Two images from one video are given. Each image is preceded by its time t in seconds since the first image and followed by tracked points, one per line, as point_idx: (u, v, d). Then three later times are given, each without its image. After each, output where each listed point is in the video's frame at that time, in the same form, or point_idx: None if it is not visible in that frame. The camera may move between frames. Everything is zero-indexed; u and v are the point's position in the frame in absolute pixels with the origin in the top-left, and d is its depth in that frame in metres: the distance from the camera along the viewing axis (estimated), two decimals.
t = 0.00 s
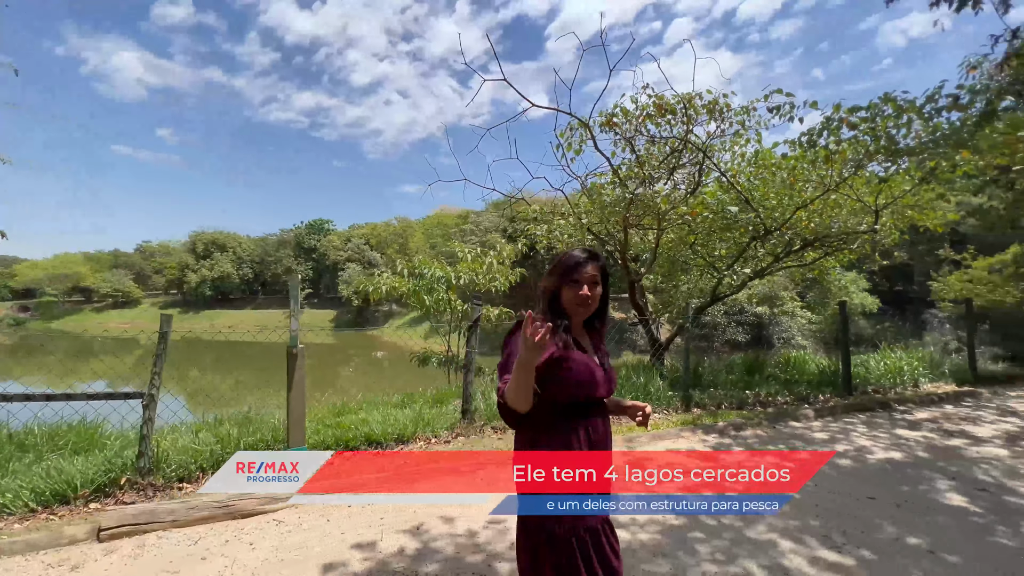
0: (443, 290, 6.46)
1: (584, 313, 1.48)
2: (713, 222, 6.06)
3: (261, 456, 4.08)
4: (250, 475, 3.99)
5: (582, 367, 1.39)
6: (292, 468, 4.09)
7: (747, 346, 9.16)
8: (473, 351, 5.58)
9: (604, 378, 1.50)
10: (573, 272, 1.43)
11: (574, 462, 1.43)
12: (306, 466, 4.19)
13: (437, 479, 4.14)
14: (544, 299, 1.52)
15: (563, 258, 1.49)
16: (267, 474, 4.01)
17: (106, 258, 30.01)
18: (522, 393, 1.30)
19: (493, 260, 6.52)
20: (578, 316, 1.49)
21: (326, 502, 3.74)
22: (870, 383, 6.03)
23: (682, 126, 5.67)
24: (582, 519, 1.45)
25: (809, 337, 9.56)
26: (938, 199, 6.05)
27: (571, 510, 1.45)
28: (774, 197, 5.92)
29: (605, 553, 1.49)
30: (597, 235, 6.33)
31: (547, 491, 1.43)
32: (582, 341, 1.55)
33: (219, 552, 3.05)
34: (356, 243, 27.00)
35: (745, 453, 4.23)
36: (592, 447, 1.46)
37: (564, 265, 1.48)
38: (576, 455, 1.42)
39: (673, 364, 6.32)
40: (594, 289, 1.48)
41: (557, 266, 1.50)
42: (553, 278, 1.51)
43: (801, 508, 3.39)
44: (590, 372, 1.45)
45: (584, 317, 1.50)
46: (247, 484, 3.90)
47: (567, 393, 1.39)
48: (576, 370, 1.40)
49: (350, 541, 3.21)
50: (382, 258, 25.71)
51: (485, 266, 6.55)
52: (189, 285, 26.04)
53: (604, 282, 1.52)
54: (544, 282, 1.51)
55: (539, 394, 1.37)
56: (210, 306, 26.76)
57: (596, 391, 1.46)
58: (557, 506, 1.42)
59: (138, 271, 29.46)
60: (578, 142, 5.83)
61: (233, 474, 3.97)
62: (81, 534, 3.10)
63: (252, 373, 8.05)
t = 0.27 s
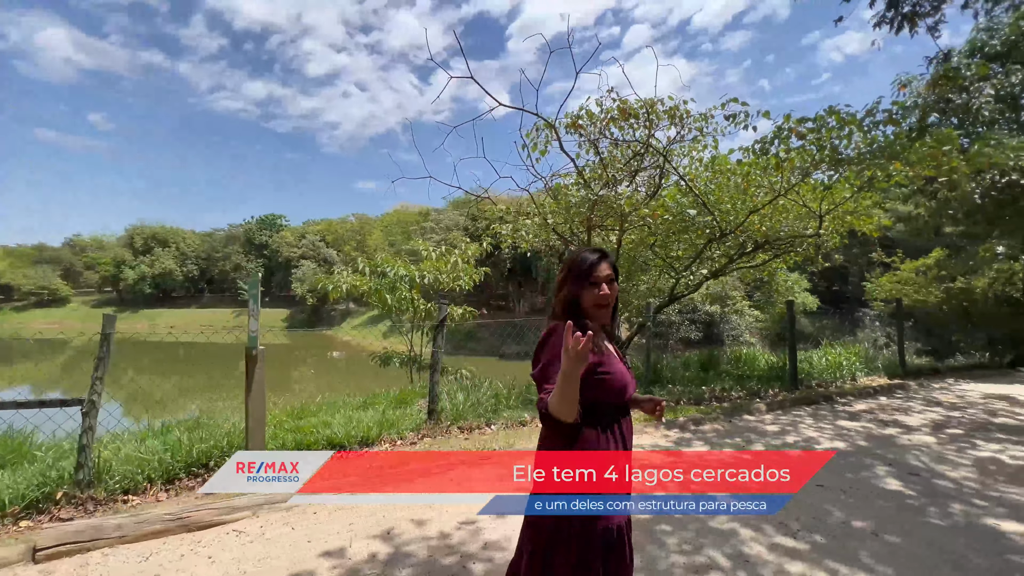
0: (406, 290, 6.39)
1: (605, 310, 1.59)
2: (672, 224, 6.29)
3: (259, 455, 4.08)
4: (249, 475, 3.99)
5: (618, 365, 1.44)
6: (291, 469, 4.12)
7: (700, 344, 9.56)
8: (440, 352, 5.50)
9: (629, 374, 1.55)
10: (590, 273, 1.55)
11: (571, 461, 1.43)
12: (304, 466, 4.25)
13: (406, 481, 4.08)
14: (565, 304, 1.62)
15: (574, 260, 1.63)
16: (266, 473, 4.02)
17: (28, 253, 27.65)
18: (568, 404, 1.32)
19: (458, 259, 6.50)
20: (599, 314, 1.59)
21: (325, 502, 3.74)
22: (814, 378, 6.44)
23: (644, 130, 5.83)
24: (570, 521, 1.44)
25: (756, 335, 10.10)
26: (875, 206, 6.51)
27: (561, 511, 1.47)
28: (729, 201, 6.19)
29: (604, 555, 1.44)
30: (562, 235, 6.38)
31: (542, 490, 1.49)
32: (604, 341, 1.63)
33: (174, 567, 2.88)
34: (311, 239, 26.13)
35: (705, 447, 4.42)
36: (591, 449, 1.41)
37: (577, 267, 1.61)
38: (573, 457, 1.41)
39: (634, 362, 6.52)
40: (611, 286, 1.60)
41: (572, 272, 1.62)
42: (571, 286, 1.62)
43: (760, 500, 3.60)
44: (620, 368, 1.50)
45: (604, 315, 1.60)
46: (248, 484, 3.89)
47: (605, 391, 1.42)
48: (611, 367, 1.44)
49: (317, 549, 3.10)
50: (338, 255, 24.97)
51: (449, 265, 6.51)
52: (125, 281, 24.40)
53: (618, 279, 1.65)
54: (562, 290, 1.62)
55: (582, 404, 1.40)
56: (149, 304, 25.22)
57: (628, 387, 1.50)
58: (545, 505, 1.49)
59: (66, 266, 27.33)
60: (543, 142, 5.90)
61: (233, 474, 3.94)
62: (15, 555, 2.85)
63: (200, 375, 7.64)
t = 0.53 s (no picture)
0: (366, 288, 6.25)
1: (606, 305, 1.80)
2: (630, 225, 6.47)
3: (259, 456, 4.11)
4: (250, 475, 3.99)
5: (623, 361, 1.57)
6: (291, 469, 4.14)
7: (654, 341, 9.90)
8: (400, 351, 5.39)
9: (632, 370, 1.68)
10: (594, 271, 1.76)
11: (571, 463, 1.54)
12: (305, 466, 4.26)
13: (369, 486, 3.99)
14: (571, 300, 1.83)
15: (578, 260, 1.83)
16: (266, 474, 4.05)
17: None
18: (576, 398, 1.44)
19: (419, 257, 6.43)
20: (602, 310, 1.79)
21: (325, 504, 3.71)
22: (760, 372, 6.80)
23: (604, 132, 5.95)
24: (570, 520, 1.57)
25: (706, 332, 10.56)
26: (815, 211, 6.93)
27: (561, 510, 1.60)
28: (683, 204, 6.42)
29: (604, 546, 1.59)
30: (524, 233, 6.41)
31: (543, 490, 1.62)
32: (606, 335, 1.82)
33: None
34: (260, 235, 25.03)
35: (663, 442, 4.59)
36: (589, 450, 1.53)
37: (581, 266, 1.81)
38: (573, 457, 1.52)
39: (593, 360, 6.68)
40: (612, 283, 1.81)
41: (577, 271, 1.82)
42: (575, 283, 1.82)
43: (737, 495, 3.75)
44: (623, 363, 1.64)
45: (605, 311, 1.81)
46: (248, 484, 3.88)
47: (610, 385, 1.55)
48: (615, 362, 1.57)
49: (276, 558, 3.00)
50: (289, 251, 24.05)
51: (409, 262, 6.41)
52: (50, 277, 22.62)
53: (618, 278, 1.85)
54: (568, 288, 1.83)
55: (589, 397, 1.53)
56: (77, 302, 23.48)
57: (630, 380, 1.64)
58: (546, 505, 1.62)
59: None
60: (506, 141, 5.92)
61: (233, 473, 3.93)
62: None
63: (138, 378, 7.18)
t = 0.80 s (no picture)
0: (322, 287, 6.05)
1: (591, 298, 1.77)
2: (590, 225, 6.59)
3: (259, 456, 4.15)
4: (250, 475, 4.03)
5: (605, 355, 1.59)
6: (291, 469, 4.13)
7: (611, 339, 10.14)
8: (359, 351, 5.21)
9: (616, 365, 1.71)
10: (578, 265, 1.73)
11: (572, 464, 1.60)
12: (305, 466, 4.24)
13: (326, 493, 3.85)
14: (557, 294, 1.80)
15: (563, 254, 1.80)
16: (266, 474, 4.07)
17: None
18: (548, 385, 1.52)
19: (377, 255, 6.28)
20: (587, 304, 1.78)
21: (322, 502, 3.73)
22: (711, 368, 7.11)
23: (566, 133, 6.03)
24: (572, 521, 1.62)
25: (658, 330, 10.93)
26: (763, 214, 7.28)
27: (560, 510, 1.63)
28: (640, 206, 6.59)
29: (599, 543, 1.67)
30: (486, 232, 6.39)
31: (543, 491, 1.62)
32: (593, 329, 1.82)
33: None
34: (203, 230, 23.78)
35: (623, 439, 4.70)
36: (589, 452, 1.59)
37: (566, 260, 1.78)
38: (573, 458, 1.58)
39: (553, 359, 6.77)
40: (597, 275, 1.78)
41: (562, 264, 1.79)
42: (560, 276, 1.80)
43: (737, 496, 3.82)
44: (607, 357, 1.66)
45: (591, 305, 1.78)
46: (248, 484, 3.92)
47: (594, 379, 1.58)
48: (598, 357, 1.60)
49: (230, 572, 2.85)
50: (236, 247, 22.98)
51: (367, 260, 6.25)
52: None
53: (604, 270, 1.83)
54: (552, 282, 1.81)
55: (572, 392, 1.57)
56: None
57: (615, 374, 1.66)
58: (546, 506, 1.63)
59: None
60: (468, 139, 5.89)
61: (233, 474, 4.00)
62: None
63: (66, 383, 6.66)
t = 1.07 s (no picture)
0: (275, 286, 5.78)
1: (583, 297, 1.74)
2: (552, 225, 6.62)
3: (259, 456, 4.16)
4: (250, 475, 4.03)
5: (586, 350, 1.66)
6: (291, 469, 4.08)
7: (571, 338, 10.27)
8: (316, 352, 4.98)
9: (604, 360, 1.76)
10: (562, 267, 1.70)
11: (572, 464, 1.69)
12: (305, 466, 4.18)
13: (283, 502, 3.68)
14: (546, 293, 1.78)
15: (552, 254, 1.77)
16: (266, 474, 4.05)
17: None
18: (538, 383, 1.57)
19: (334, 252, 6.07)
20: (575, 305, 1.74)
21: (321, 501, 3.68)
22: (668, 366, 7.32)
23: (529, 133, 6.03)
24: (572, 518, 1.67)
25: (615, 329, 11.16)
26: (716, 217, 7.58)
27: (560, 509, 1.67)
28: (601, 207, 6.70)
29: (600, 541, 1.76)
30: (448, 230, 6.31)
31: (544, 490, 1.68)
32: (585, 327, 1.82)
33: None
34: (141, 226, 22.36)
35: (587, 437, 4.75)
36: (589, 452, 1.70)
37: (554, 260, 1.75)
38: (575, 458, 1.68)
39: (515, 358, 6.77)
40: (586, 277, 1.74)
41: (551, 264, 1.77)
42: (549, 276, 1.77)
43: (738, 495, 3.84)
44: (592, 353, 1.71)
45: (580, 306, 1.75)
46: (247, 484, 3.93)
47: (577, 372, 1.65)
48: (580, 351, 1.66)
49: None
50: (179, 244, 21.75)
51: (324, 258, 6.03)
52: None
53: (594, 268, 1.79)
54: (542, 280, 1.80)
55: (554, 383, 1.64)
56: None
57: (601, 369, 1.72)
58: (546, 505, 1.68)
59: None
60: (430, 136, 5.79)
61: (234, 474, 4.01)
62: None
63: None
